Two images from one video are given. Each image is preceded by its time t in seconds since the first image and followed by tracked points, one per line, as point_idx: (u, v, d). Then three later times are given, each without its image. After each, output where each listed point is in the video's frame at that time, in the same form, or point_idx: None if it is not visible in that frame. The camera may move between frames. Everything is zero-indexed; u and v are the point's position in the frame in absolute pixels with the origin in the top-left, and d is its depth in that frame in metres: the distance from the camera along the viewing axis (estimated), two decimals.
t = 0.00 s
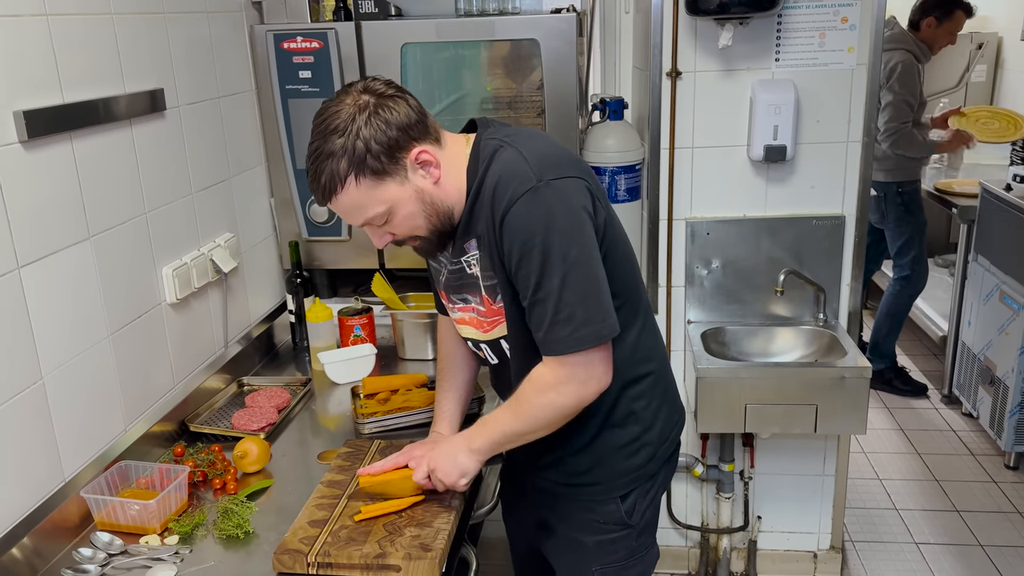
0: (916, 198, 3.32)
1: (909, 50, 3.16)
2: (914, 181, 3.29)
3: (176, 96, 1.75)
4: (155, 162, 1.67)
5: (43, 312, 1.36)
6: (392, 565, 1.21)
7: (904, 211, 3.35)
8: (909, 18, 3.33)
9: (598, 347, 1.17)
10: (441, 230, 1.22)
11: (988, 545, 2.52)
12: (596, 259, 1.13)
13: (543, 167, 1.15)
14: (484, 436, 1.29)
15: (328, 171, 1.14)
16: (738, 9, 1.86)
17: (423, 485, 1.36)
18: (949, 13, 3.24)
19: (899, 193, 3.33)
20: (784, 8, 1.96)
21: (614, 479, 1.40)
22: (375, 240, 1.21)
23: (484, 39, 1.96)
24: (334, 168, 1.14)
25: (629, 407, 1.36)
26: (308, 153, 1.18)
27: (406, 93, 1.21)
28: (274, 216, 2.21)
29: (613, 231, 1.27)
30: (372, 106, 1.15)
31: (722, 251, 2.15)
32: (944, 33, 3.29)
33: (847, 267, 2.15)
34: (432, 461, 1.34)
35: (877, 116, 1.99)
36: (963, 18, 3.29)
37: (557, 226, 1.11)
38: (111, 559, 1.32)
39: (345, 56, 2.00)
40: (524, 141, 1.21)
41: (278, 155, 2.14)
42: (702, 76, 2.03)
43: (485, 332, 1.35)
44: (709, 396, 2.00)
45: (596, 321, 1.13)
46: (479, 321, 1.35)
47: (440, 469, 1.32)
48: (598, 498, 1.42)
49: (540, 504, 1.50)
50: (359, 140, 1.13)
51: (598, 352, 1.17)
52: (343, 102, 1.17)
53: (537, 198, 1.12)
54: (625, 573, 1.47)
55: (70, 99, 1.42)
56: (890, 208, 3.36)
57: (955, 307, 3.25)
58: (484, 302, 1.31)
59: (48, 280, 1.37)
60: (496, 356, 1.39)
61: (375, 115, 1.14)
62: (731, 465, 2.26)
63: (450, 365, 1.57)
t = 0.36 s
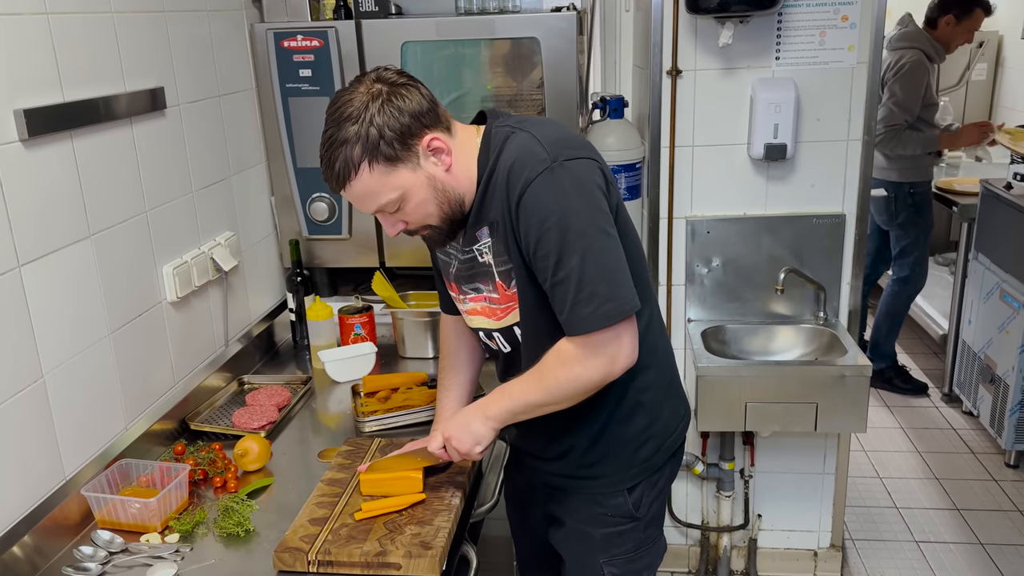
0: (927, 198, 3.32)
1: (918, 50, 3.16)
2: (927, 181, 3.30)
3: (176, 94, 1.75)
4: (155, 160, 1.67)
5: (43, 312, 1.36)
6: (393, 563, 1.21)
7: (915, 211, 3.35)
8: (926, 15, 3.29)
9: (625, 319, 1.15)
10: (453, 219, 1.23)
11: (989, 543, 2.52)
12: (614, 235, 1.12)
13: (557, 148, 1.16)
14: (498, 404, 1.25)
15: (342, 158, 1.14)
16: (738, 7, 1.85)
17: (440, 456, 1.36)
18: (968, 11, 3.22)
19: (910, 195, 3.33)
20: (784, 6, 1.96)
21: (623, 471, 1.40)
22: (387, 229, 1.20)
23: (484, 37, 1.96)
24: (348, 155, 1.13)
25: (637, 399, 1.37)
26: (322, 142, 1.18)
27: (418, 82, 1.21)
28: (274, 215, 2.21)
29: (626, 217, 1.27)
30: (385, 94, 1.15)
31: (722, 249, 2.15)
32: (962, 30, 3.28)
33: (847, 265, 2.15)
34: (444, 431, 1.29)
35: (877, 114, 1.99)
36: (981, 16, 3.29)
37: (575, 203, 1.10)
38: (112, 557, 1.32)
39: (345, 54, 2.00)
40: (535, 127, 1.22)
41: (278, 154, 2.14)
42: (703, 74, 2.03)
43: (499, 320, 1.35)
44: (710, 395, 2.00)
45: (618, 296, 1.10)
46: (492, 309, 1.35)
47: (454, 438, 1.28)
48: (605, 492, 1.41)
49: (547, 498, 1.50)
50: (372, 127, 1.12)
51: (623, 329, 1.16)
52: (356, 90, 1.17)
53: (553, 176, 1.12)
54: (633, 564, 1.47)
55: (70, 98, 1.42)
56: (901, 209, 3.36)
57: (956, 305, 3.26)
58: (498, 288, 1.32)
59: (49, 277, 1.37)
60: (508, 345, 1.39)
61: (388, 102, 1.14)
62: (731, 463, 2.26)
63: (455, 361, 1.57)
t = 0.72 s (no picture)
0: (931, 202, 3.31)
1: (926, 52, 3.15)
2: (931, 185, 3.28)
3: (177, 95, 1.75)
4: (155, 160, 1.67)
5: (44, 312, 1.36)
6: (393, 562, 1.21)
7: (917, 214, 3.34)
8: (944, 16, 3.30)
9: (603, 311, 1.15)
10: (444, 212, 1.22)
11: (989, 544, 2.52)
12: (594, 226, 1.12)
13: (540, 139, 1.17)
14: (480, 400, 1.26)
15: (332, 154, 1.15)
16: (738, 8, 1.85)
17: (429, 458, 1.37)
18: (985, 17, 3.24)
19: (915, 198, 3.31)
20: (785, 7, 1.96)
21: (616, 469, 1.40)
22: (378, 224, 1.21)
23: (484, 38, 1.96)
24: (338, 150, 1.15)
25: (627, 398, 1.36)
26: (313, 138, 1.19)
27: (407, 79, 1.22)
28: (274, 215, 2.21)
29: (609, 211, 1.27)
30: (374, 90, 1.16)
31: (722, 249, 2.15)
32: (977, 36, 3.29)
33: (847, 265, 2.15)
34: (431, 431, 1.31)
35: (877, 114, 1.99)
36: (997, 24, 3.30)
37: (554, 193, 1.11)
38: (112, 556, 1.32)
39: (346, 54, 2.01)
40: (520, 118, 1.22)
41: (278, 154, 2.15)
42: (703, 74, 2.03)
43: (489, 312, 1.35)
44: (709, 395, 2.00)
45: (597, 287, 1.11)
46: (482, 300, 1.35)
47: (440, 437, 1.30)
48: (599, 491, 1.41)
49: (543, 496, 1.50)
50: (362, 123, 1.14)
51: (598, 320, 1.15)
52: (347, 87, 1.18)
53: (535, 166, 1.13)
54: (627, 563, 1.47)
55: (71, 98, 1.42)
56: (904, 212, 3.35)
57: (956, 305, 3.26)
58: (488, 280, 1.32)
59: (50, 277, 1.37)
60: (500, 337, 1.39)
61: (377, 98, 1.15)
62: (731, 463, 2.27)
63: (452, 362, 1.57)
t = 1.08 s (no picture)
0: (934, 206, 3.31)
1: (931, 57, 3.13)
2: (933, 190, 3.27)
3: (178, 97, 1.75)
4: (156, 162, 1.67)
5: (44, 313, 1.36)
6: (393, 565, 1.21)
7: (921, 218, 3.34)
8: (950, 20, 3.29)
9: (564, 306, 1.14)
10: (426, 209, 1.23)
11: (989, 547, 2.52)
12: (559, 217, 1.11)
13: (509, 130, 1.15)
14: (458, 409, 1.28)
15: (314, 149, 1.15)
16: (739, 10, 1.85)
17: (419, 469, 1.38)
18: (991, 23, 3.25)
19: (919, 202, 3.31)
20: (785, 9, 1.96)
21: (598, 468, 1.39)
22: (361, 220, 1.21)
23: (484, 40, 1.96)
24: (320, 145, 1.15)
25: (608, 398, 1.36)
26: (295, 135, 1.19)
27: (388, 77, 1.22)
28: (275, 216, 2.21)
29: (584, 207, 1.26)
30: (356, 87, 1.16)
31: (722, 252, 2.15)
32: (983, 42, 3.29)
33: (846, 268, 2.15)
34: (419, 445, 1.34)
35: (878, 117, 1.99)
36: (1000, 31, 3.32)
37: (518, 183, 1.10)
38: (113, 558, 1.32)
39: (346, 56, 2.01)
40: (495, 111, 1.21)
41: (280, 156, 2.15)
42: (703, 77, 2.03)
43: (468, 306, 1.38)
44: (709, 397, 2.00)
45: (559, 279, 1.10)
46: (464, 295, 1.36)
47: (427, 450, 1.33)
48: (585, 495, 1.42)
49: (535, 500, 1.50)
50: (344, 119, 1.14)
51: (561, 313, 1.15)
52: (328, 83, 1.18)
53: (500, 156, 1.12)
54: (616, 568, 1.47)
55: (72, 99, 1.42)
56: (908, 215, 3.34)
57: (958, 308, 3.25)
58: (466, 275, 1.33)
59: (49, 279, 1.37)
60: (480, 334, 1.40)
61: (358, 95, 1.15)
62: (732, 466, 2.26)
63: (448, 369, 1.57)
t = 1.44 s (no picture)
0: (928, 207, 3.33)
1: (932, 61, 3.13)
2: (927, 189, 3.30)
3: (179, 99, 1.75)
4: (157, 165, 1.67)
5: (45, 315, 1.36)
6: (393, 567, 1.21)
7: (915, 219, 3.35)
8: (947, 23, 3.29)
9: (576, 335, 1.17)
10: (428, 234, 1.23)
11: (990, 550, 2.51)
12: (567, 247, 1.12)
13: (513, 162, 1.15)
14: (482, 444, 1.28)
15: (313, 184, 1.16)
16: (739, 13, 1.85)
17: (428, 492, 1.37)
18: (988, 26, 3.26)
19: (913, 202, 3.33)
20: (785, 13, 1.96)
21: (606, 467, 1.39)
22: (365, 248, 1.22)
23: (485, 43, 1.97)
24: (318, 180, 1.15)
25: (619, 398, 1.36)
26: (295, 167, 1.20)
27: (385, 104, 1.22)
28: (276, 220, 2.21)
29: (592, 222, 1.26)
30: (351, 119, 1.16)
31: (723, 255, 2.15)
32: (978, 46, 3.31)
33: (847, 270, 2.15)
34: (436, 471, 1.33)
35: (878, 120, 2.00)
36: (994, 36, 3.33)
37: (525, 219, 1.11)
38: (112, 561, 1.32)
39: (347, 59, 2.01)
40: (497, 139, 1.20)
41: (280, 159, 2.15)
42: (704, 80, 2.03)
43: (474, 328, 1.36)
44: (710, 400, 2.00)
45: (569, 311, 1.12)
46: (468, 317, 1.35)
47: (445, 479, 1.32)
48: (591, 493, 1.41)
49: (537, 500, 1.49)
50: (340, 152, 1.14)
51: (574, 344, 1.17)
52: (323, 117, 1.18)
53: (506, 193, 1.12)
54: (621, 568, 1.47)
55: (74, 102, 1.43)
56: (903, 216, 3.36)
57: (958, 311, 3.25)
58: (471, 299, 1.32)
59: (49, 281, 1.37)
60: (488, 352, 1.40)
61: (354, 128, 1.15)
62: (732, 469, 2.27)
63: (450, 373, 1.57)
